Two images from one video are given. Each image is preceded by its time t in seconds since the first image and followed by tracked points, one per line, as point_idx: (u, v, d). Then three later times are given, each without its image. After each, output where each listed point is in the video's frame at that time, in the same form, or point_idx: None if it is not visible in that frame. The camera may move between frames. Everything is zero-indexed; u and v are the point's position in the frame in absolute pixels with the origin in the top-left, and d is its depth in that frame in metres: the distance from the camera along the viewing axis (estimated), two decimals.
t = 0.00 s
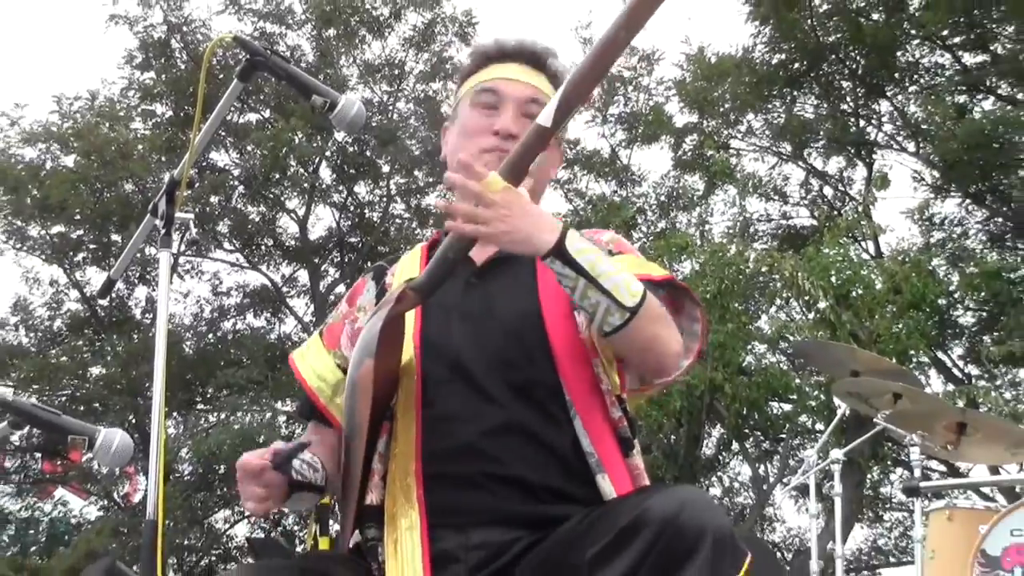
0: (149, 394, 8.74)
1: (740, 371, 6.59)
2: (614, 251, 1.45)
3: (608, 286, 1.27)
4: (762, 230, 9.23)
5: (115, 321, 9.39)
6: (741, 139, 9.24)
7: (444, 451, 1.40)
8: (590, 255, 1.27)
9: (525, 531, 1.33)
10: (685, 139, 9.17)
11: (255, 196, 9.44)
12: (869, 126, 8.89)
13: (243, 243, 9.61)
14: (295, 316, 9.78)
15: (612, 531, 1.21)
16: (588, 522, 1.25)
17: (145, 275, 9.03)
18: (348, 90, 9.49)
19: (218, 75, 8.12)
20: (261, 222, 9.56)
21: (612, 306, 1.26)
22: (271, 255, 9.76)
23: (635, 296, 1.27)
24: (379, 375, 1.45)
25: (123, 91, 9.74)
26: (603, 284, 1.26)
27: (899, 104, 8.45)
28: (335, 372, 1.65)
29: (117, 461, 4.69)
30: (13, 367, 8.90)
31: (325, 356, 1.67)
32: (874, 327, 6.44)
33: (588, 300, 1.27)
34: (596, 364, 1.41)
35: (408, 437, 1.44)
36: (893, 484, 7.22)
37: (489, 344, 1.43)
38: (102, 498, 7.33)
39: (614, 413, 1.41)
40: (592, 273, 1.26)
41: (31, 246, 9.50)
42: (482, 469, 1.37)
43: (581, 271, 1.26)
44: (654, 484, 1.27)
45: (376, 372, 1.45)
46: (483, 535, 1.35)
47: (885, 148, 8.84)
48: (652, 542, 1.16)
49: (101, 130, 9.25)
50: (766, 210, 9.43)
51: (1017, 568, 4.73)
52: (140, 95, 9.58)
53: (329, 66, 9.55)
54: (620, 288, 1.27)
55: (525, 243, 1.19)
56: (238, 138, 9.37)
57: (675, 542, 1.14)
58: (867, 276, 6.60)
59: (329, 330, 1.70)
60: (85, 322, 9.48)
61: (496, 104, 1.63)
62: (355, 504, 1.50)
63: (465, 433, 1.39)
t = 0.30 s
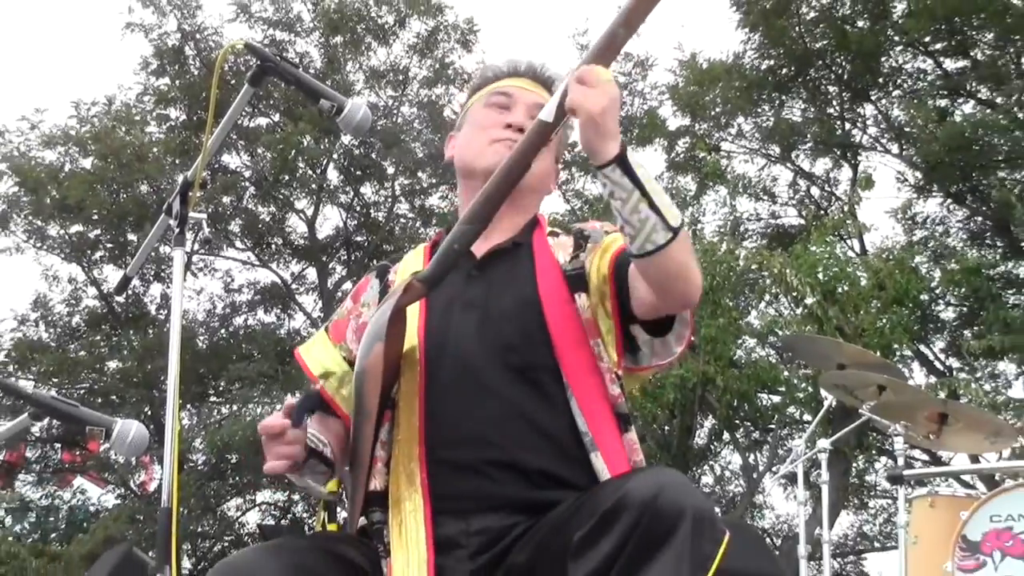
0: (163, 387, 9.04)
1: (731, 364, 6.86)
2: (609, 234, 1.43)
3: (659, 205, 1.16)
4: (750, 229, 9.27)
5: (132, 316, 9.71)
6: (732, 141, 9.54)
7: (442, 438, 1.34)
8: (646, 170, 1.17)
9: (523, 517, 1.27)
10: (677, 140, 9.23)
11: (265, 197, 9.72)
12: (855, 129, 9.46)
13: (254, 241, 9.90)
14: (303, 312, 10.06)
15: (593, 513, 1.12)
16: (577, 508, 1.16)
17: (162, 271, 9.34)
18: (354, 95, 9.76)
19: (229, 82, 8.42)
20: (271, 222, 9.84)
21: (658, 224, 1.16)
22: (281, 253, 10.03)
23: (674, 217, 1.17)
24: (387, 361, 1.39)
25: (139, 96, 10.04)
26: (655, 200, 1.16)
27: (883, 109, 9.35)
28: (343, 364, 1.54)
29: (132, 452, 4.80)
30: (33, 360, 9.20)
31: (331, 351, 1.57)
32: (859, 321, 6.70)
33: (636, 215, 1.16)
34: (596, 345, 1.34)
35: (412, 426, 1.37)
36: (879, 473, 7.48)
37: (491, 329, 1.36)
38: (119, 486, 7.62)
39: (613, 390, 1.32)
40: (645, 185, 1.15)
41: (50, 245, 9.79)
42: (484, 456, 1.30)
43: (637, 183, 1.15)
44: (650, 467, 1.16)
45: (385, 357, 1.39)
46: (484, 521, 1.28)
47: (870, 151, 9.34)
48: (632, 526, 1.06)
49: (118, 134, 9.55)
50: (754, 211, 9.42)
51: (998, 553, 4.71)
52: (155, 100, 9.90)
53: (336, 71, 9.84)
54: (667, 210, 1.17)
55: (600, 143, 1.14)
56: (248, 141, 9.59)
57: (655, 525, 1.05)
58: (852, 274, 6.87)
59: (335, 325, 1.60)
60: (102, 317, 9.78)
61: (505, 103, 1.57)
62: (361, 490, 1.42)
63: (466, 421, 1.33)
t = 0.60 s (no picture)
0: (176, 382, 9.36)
1: (722, 360, 7.14)
2: (604, 238, 1.57)
3: (657, 223, 1.29)
4: (739, 230, 9.64)
5: (145, 315, 10.01)
6: (721, 145, 9.88)
7: (448, 430, 1.52)
8: (644, 191, 1.30)
9: (522, 506, 1.44)
10: (670, 145, 9.65)
11: (274, 200, 10.00)
12: (839, 132, 9.72)
13: (263, 242, 10.19)
14: (310, 310, 10.36)
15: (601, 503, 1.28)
16: (581, 494, 1.33)
17: (174, 271, 9.61)
18: (358, 101, 10.05)
19: (239, 89, 8.74)
20: (279, 224, 10.13)
21: (657, 242, 1.29)
22: (288, 254, 10.32)
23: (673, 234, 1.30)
24: (395, 361, 1.55)
25: (152, 103, 10.38)
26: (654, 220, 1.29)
27: (866, 114, 9.67)
28: (351, 368, 1.75)
29: (144, 446, 5.23)
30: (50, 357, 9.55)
31: (339, 354, 1.77)
32: (845, 318, 6.99)
33: (637, 233, 1.29)
34: (589, 345, 1.51)
35: (416, 419, 1.56)
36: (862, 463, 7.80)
37: (488, 330, 1.54)
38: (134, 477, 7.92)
39: (606, 389, 1.50)
40: (644, 208, 1.29)
41: (67, 247, 10.14)
42: (482, 449, 1.48)
43: (636, 204, 1.28)
44: (649, 458, 1.33)
45: (394, 356, 1.55)
46: (484, 511, 1.45)
47: (854, 154, 9.59)
48: (634, 514, 1.22)
49: (131, 140, 9.91)
50: (743, 212, 9.76)
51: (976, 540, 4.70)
52: (167, 108, 10.25)
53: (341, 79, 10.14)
54: (666, 227, 1.30)
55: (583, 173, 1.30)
56: (257, 146, 9.96)
57: (655, 514, 1.21)
58: (838, 273, 7.15)
59: (342, 330, 1.81)
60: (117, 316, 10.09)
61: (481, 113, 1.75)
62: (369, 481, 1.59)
63: (468, 416, 1.50)
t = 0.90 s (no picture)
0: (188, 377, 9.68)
1: (713, 354, 7.43)
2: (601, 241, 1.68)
3: (621, 237, 1.40)
4: (730, 229, 9.87)
5: (158, 312, 10.32)
6: (712, 149, 10.28)
7: (448, 422, 1.64)
8: (603, 209, 1.41)
9: (521, 494, 1.57)
10: (663, 149, 9.97)
11: (282, 201, 10.30)
12: (826, 137, 10.06)
13: (272, 242, 10.49)
14: (317, 307, 10.66)
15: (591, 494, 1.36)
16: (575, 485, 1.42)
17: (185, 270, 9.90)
18: (363, 107, 10.35)
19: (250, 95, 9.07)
20: (287, 224, 10.42)
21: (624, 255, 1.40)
22: (296, 253, 10.62)
23: (643, 244, 1.41)
24: (398, 354, 1.69)
25: (166, 109, 10.71)
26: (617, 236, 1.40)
27: (851, 120, 10.05)
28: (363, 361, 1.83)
29: (158, 435, 5.51)
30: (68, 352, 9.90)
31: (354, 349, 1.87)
32: (831, 315, 7.27)
33: (606, 249, 1.40)
34: (586, 345, 1.62)
35: (421, 413, 1.68)
36: (848, 455, 8.13)
37: (488, 330, 1.66)
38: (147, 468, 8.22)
39: (603, 388, 1.61)
40: (608, 225, 1.40)
41: (83, 246, 10.45)
42: (478, 438, 1.61)
43: (596, 225, 1.39)
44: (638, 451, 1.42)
45: (394, 350, 1.69)
46: (483, 498, 1.58)
47: (840, 158, 9.92)
48: (623, 502, 1.30)
49: (145, 144, 10.25)
50: (733, 213, 10.16)
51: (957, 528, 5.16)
52: (180, 113, 10.60)
53: (346, 85, 10.46)
54: (631, 239, 1.41)
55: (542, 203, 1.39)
56: (266, 149, 10.28)
57: (642, 502, 1.29)
58: (825, 271, 7.44)
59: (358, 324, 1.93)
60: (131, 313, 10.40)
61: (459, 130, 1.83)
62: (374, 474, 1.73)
63: (463, 408, 1.64)
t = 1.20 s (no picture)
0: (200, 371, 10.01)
1: (704, 350, 7.74)
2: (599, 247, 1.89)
3: (627, 234, 1.60)
4: (721, 231, 10.26)
5: (172, 309, 10.66)
6: (703, 152, 10.63)
7: (452, 416, 1.85)
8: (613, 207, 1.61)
9: (517, 485, 1.77)
10: (655, 153, 10.37)
11: (291, 203, 10.61)
12: (812, 141, 10.50)
13: (280, 241, 10.81)
14: (323, 304, 10.99)
15: (585, 484, 1.58)
16: (568, 476, 1.64)
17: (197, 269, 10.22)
18: (367, 112, 10.63)
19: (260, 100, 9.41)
20: (295, 224, 10.74)
21: (629, 251, 1.59)
22: (303, 252, 10.94)
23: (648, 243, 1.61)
24: (400, 351, 1.87)
25: (177, 113, 11.01)
26: (624, 233, 1.60)
27: (837, 124, 10.42)
28: (366, 352, 2.09)
29: (170, 429, 5.77)
30: (85, 347, 10.27)
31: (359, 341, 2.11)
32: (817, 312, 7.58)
33: (610, 243, 1.60)
34: (585, 342, 1.83)
35: (423, 403, 1.88)
36: (833, 447, 8.47)
37: (490, 328, 1.87)
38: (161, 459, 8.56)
39: (600, 385, 1.82)
40: (614, 220, 1.60)
41: (99, 245, 10.77)
42: (479, 431, 1.81)
43: (606, 217, 1.59)
44: (631, 442, 1.62)
45: (396, 349, 1.88)
46: (481, 489, 1.78)
47: (826, 161, 10.34)
48: (615, 495, 1.52)
49: (158, 147, 10.55)
50: (724, 214, 10.52)
51: (938, 516, 5.55)
52: (191, 117, 10.91)
53: (351, 90, 10.75)
54: (636, 237, 1.60)
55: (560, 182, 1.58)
56: (275, 152, 10.54)
57: (632, 493, 1.50)
58: (812, 270, 7.76)
59: (363, 317, 2.15)
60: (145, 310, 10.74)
61: (458, 134, 1.98)
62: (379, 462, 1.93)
63: (465, 402, 1.84)
